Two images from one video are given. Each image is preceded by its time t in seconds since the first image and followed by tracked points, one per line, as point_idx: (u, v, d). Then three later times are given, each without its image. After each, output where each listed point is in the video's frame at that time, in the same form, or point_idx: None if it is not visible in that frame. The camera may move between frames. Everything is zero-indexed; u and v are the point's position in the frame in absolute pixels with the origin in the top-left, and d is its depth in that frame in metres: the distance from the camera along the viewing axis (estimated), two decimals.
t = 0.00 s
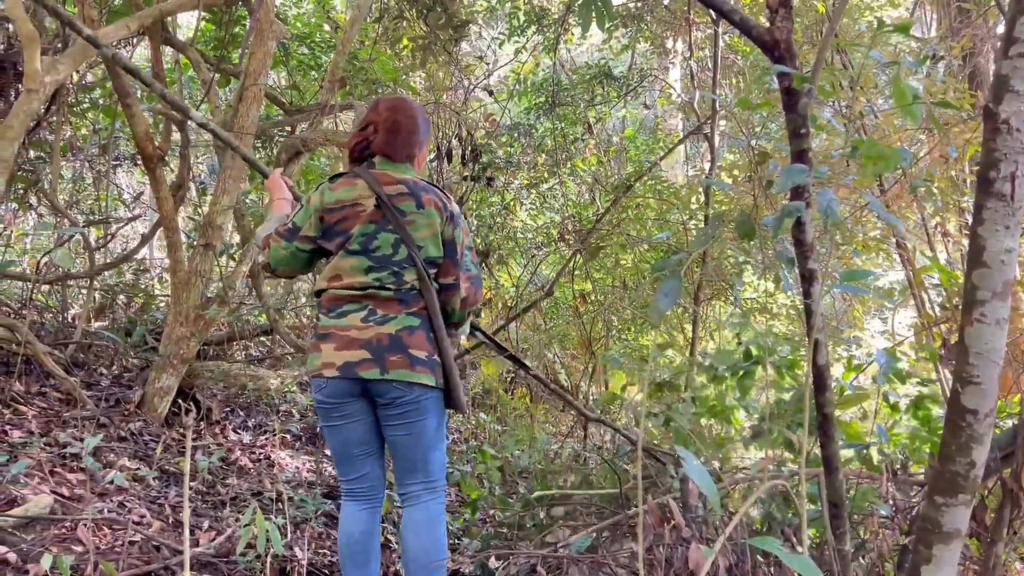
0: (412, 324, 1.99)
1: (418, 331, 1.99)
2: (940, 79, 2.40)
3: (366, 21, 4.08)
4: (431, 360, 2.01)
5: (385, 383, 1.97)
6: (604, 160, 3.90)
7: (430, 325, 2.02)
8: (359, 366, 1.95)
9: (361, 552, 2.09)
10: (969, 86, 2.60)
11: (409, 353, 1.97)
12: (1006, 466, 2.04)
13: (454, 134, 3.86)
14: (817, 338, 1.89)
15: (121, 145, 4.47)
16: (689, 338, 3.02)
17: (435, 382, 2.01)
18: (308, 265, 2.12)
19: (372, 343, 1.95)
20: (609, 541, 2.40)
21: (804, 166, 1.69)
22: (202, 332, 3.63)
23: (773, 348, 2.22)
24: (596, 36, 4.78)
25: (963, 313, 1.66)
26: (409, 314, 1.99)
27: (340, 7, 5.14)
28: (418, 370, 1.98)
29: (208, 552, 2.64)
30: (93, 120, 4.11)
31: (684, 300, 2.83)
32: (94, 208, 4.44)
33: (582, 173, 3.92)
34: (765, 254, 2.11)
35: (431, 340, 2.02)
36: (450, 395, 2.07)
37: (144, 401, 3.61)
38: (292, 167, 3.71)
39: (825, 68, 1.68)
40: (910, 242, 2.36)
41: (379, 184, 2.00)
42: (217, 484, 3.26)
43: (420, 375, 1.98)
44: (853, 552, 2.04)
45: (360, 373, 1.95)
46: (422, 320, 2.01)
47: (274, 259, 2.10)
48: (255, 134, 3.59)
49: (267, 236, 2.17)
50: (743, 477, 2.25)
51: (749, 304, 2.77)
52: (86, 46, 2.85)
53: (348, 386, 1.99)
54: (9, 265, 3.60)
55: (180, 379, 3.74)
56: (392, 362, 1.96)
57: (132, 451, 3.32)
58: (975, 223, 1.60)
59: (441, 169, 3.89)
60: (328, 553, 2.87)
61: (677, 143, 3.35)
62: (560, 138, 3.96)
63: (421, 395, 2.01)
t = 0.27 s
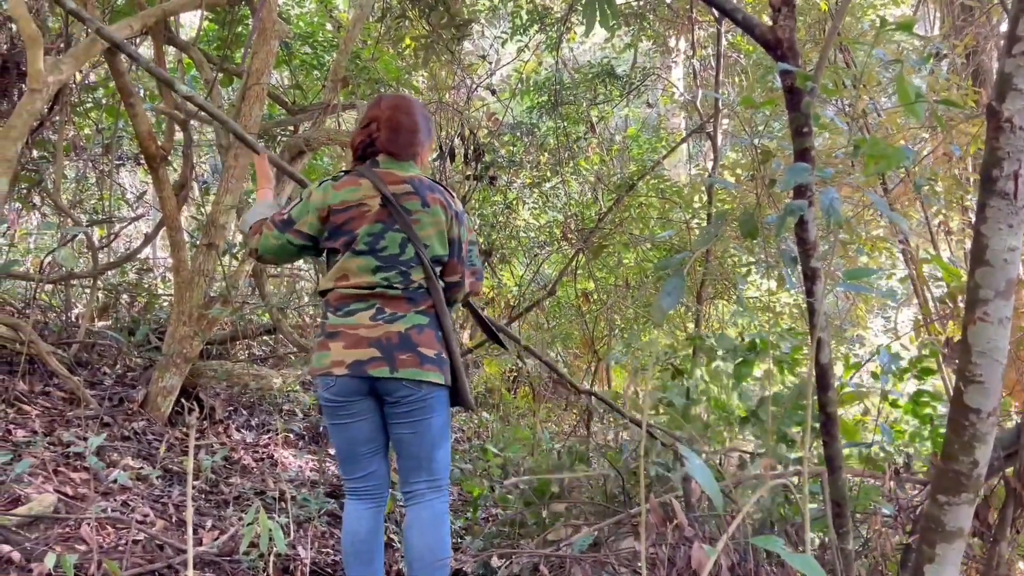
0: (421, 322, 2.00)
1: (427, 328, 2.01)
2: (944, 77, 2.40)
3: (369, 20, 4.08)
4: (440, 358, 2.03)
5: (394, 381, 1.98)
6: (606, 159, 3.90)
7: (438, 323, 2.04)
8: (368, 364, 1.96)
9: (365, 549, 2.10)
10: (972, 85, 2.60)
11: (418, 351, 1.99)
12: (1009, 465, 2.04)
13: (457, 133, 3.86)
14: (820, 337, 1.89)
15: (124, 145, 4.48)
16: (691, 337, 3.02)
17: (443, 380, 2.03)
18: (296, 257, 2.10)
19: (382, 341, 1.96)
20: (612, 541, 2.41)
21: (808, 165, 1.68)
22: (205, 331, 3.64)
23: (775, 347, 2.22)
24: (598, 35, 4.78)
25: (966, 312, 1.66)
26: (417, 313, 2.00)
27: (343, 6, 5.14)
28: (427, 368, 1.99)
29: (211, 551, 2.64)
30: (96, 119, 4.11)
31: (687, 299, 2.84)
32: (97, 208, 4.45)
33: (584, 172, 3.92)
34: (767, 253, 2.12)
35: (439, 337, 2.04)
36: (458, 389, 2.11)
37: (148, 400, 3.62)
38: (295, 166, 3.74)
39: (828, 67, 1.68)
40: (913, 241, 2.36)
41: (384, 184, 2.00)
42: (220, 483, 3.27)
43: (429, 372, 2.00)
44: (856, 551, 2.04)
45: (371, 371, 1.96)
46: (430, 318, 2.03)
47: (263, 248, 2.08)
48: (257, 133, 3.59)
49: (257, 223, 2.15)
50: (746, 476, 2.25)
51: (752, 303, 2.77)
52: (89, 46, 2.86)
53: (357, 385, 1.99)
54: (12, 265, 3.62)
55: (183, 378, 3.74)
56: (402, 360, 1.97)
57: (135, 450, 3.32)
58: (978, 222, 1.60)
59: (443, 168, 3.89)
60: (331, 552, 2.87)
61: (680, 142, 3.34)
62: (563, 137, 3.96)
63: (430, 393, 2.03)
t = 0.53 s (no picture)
0: (421, 320, 1.98)
1: (427, 326, 1.99)
2: (946, 76, 2.39)
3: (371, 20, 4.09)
4: (443, 356, 2.00)
5: (395, 380, 1.98)
6: (608, 159, 3.90)
7: (441, 321, 2.01)
8: (369, 364, 1.96)
9: (369, 548, 2.10)
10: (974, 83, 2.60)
11: (418, 349, 1.97)
12: (1012, 465, 2.04)
13: (459, 133, 3.86)
14: (823, 336, 1.89)
15: (126, 144, 4.48)
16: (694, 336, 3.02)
17: (447, 378, 2.00)
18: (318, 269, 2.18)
19: (381, 340, 1.96)
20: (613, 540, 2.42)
21: (810, 164, 1.67)
22: (208, 330, 3.65)
23: (776, 346, 2.22)
24: (600, 34, 4.78)
25: (968, 311, 1.66)
26: (418, 310, 1.99)
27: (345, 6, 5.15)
28: (427, 366, 1.97)
29: (213, 551, 2.64)
30: (99, 119, 4.12)
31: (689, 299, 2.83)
32: (99, 208, 4.46)
33: (586, 171, 3.92)
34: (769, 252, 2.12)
35: (441, 334, 2.01)
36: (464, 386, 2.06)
37: (150, 400, 3.63)
38: (298, 164, 3.79)
39: (831, 66, 1.67)
40: (916, 240, 2.36)
41: (378, 184, 2.01)
42: (223, 482, 3.27)
43: (430, 371, 1.98)
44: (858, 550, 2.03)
45: (371, 371, 1.96)
46: (432, 315, 2.01)
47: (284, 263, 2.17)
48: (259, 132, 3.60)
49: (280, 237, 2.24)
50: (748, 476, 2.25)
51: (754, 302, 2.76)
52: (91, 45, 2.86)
53: (359, 384, 2.00)
54: (15, 265, 3.62)
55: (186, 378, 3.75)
56: (401, 359, 1.96)
57: (138, 449, 3.33)
58: (980, 221, 1.59)
59: (445, 167, 3.89)
60: (333, 552, 2.87)
61: (682, 141, 3.34)
62: (564, 136, 3.96)
63: (432, 392, 2.01)
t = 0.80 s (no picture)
0: (413, 320, 1.97)
1: (419, 325, 1.97)
2: (949, 75, 2.39)
3: (372, 19, 4.10)
4: (435, 355, 1.98)
5: (387, 381, 1.98)
6: (610, 158, 3.90)
7: (433, 320, 1.98)
8: (362, 364, 1.97)
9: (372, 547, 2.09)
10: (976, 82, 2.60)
11: (408, 350, 1.96)
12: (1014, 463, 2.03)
13: (460, 132, 3.86)
14: (825, 335, 1.89)
15: (128, 144, 4.48)
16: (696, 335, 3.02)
17: (440, 377, 1.98)
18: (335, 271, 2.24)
19: (373, 341, 1.97)
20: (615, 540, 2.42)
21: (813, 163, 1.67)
22: (209, 330, 3.65)
23: (778, 345, 2.21)
24: (602, 33, 4.77)
25: (970, 310, 1.66)
26: (410, 310, 1.97)
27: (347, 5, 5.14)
28: (418, 367, 1.96)
29: (215, 550, 2.64)
30: (101, 118, 4.12)
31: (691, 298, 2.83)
32: (101, 207, 4.46)
33: (588, 170, 3.92)
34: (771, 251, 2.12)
35: (434, 334, 1.99)
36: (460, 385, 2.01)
37: (152, 399, 3.63)
38: (299, 164, 3.78)
39: (833, 65, 1.66)
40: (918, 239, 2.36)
41: (375, 183, 2.03)
42: (224, 481, 3.27)
43: (422, 371, 1.96)
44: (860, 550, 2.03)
45: (363, 372, 1.97)
46: (425, 314, 1.98)
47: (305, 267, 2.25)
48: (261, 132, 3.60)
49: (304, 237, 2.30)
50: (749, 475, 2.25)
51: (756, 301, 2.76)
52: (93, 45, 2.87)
53: (357, 384, 2.02)
54: (17, 264, 3.62)
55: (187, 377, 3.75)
56: (392, 361, 1.96)
57: (140, 449, 3.33)
58: (982, 220, 1.59)
59: (447, 166, 3.90)
60: (334, 551, 2.87)
61: (683, 140, 3.34)
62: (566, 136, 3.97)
63: (427, 392, 2.00)
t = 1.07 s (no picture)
0: (423, 323, 1.98)
1: (429, 329, 1.98)
2: (950, 74, 2.39)
3: (373, 19, 4.11)
4: (445, 359, 1.99)
5: (398, 384, 1.99)
6: (611, 157, 3.90)
7: (443, 323, 1.99)
8: (371, 366, 1.99)
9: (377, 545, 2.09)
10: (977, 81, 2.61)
11: (418, 353, 1.98)
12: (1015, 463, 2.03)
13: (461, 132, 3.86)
14: (826, 335, 1.89)
15: (129, 144, 4.48)
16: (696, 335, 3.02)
17: (449, 381, 2.00)
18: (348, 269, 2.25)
19: (383, 343, 1.98)
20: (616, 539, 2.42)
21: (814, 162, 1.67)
22: (210, 330, 3.66)
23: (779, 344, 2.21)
24: (602, 32, 4.78)
25: (972, 310, 1.66)
26: (419, 313, 1.99)
27: (347, 5, 5.15)
28: (428, 370, 1.98)
29: (216, 550, 2.64)
30: (102, 118, 4.12)
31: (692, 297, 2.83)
32: (102, 207, 4.46)
33: (589, 170, 3.92)
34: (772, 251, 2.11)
35: (444, 337, 2.00)
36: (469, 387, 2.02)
37: (153, 399, 3.63)
38: (299, 164, 3.79)
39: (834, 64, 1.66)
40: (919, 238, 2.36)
41: (382, 184, 2.01)
42: (225, 481, 3.27)
43: (431, 374, 1.98)
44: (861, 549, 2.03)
45: (373, 373, 1.98)
46: (434, 317, 2.00)
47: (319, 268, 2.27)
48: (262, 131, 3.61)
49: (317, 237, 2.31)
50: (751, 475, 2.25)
51: (757, 301, 2.76)
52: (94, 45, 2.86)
53: (367, 384, 2.03)
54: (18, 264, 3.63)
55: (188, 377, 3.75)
56: (402, 363, 1.97)
57: (141, 448, 3.33)
58: (983, 219, 1.59)
59: (448, 166, 3.90)
60: (336, 551, 2.87)
61: (684, 139, 3.34)
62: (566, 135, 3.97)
63: (437, 394, 2.01)
